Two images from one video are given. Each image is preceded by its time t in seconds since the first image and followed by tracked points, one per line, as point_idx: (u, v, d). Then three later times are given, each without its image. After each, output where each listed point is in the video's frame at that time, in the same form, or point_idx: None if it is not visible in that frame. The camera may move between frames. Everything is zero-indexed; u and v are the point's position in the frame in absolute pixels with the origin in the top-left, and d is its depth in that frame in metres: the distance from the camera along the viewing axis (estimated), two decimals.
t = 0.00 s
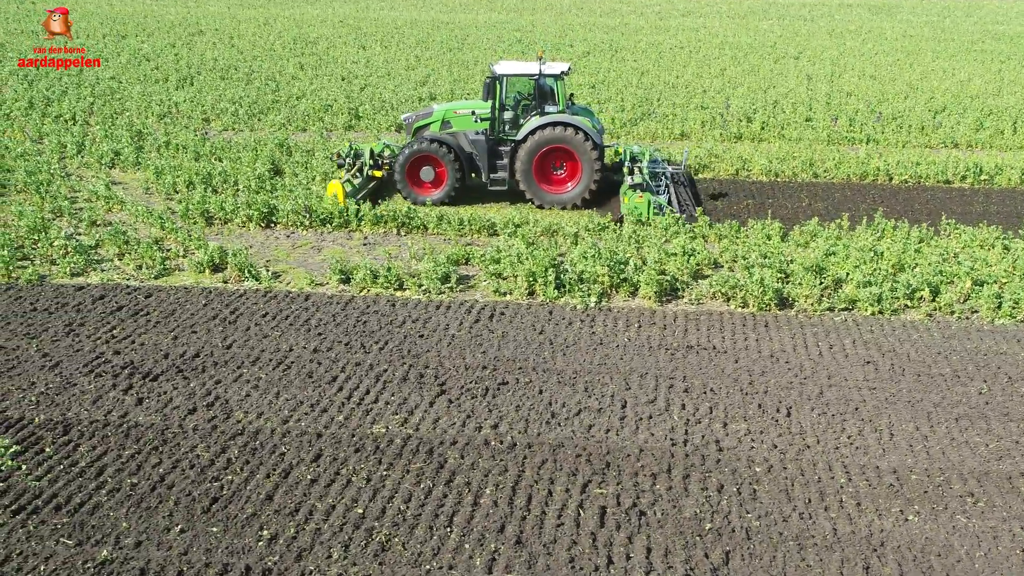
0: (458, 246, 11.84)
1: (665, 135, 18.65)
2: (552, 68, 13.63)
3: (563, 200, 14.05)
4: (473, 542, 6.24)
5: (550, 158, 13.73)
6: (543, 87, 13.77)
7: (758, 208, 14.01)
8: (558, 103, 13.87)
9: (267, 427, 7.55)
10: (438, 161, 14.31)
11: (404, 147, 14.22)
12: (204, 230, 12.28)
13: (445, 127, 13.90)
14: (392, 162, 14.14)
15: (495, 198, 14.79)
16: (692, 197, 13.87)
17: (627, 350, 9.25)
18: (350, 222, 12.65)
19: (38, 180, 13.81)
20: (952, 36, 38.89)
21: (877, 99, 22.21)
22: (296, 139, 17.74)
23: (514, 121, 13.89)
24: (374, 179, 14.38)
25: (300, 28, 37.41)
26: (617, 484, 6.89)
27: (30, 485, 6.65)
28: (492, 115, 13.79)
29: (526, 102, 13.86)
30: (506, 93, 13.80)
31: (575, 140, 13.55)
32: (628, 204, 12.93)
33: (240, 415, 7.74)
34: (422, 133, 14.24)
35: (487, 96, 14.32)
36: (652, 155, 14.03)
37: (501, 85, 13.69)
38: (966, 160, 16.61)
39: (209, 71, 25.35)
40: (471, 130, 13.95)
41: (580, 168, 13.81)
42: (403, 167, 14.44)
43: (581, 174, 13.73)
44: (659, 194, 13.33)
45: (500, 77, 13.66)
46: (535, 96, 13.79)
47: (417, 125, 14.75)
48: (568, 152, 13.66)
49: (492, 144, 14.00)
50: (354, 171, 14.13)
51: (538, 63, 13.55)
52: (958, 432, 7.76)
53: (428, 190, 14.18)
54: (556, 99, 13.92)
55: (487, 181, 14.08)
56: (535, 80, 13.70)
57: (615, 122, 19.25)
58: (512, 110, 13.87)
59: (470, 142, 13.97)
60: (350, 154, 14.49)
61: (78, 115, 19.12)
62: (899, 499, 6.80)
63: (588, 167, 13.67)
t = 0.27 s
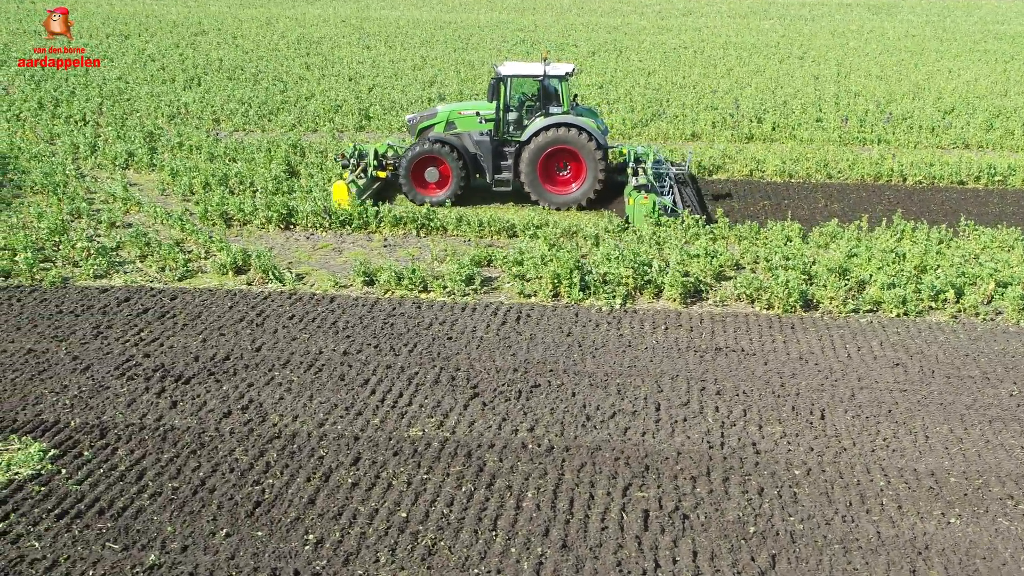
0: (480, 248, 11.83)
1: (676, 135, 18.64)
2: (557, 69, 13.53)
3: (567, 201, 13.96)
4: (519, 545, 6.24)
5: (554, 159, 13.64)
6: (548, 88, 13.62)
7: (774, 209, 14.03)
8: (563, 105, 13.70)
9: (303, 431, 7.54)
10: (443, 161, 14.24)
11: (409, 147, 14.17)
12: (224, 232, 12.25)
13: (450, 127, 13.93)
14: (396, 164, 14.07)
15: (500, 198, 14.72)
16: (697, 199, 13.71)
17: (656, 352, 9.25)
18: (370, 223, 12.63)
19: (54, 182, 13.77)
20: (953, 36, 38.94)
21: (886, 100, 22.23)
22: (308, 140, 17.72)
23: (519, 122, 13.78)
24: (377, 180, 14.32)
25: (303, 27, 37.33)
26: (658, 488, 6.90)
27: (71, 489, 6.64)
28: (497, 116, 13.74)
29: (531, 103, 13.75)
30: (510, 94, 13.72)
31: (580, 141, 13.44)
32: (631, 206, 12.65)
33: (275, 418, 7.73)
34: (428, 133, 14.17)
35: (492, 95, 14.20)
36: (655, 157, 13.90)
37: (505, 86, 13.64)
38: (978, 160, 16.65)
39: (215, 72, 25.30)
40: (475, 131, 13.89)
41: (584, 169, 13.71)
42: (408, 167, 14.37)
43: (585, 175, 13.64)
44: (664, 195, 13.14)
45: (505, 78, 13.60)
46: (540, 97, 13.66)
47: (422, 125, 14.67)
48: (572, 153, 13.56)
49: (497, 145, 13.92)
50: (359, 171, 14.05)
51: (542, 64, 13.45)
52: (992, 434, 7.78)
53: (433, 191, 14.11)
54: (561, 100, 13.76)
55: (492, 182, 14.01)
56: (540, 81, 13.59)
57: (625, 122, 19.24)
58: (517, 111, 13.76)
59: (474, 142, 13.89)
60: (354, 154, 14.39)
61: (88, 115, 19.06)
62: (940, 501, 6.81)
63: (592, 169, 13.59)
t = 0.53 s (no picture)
0: (501, 249, 11.80)
1: (686, 135, 18.63)
2: (560, 70, 13.49)
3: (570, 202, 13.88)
4: (563, 548, 6.24)
5: (558, 160, 13.56)
6: (551, 89, 13.60)
7: (790, 209, 14.04)
8: (566, 106, 13.65)
9: (338, 434, 7.52)
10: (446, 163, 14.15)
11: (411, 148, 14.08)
12: (243, 233, 12.21)
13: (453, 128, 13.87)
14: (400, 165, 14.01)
15: (502, 199, 14.62)
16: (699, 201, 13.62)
17: (684, 353, 9.25)
18: (388, 225, 12.59)
19: (69, 183, 13.71)
20: (953, 36, 39.03)
21: (893, 100, 22.27)
22: (318, 141, 17.67)
23: (521, 123, 13.72)
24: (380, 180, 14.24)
25: (304, 27, 37.24)
26: (698, 490, 6.90)
27: (111, 493, 6.62)
28: (500, 117, 13.66)
29: (533, 104, 13.69)
30: (513, 95, 13.67)
31: (583, 142, 13.39)
32: (636, 207, 12.54)
33: (309, 421, 7.71)
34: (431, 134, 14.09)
35: (494, 98, 14.16)
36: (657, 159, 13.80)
37: (508, 87, 13.59)
38: (990, 161, 16.69)
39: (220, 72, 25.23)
40: (478, 131, 13.78)
41: (587, 170, 13.65)
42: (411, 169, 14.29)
43: (589, 176, 13.58)
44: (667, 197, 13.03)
45: (507, 79, 13.56)
46: (543, 97, 13.62)
47: (424, 127, 14.60)
48: (575, 154, 13.49)
49: (500, 146, 13.84)
50: (362, 172, 13.97)
51: (545, 65, 13.42)
52: None
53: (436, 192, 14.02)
54: (563, 101, 13.70)
55: (495, 183, 13.92)
56: (543, 82, 13.54)
57: (635, 122, 19.23)
58: (520, 112, 13.71)
59: (477, 143, 13.79)
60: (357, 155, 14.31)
61: (97, 116, 18.99)
62: (979, 503, 6.83)
63: (595, 169, 13.53)
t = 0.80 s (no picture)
0: (522, 250, 11.79)
1: (697, 135, 18.63)
2: (563, 71, 13.42)
3: (573, 204, 13.77)
4: (608, 551, 6.24)
5: (561, 161, 13.47)
6: (554, 91, 13.51)
7: (806, 210, 14.05)
8: (569, 107, 13.57)
9: (374, 437, 7.51)
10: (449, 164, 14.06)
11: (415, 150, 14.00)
12: (262, 235, 12.17)
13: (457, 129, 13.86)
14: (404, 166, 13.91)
15: (506, 201, 14.51)
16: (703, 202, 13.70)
17: (712, 355, 9.25)
18: (406, 226, 12.56)
19: (84, 185, 13.67)
20: (954, 36, 39.14)
21: (900, 101, 22.31)
22: (330, 142, 17.63)
23: (524, 125, 13.64)
24: (383, 182, 14.11)
25: (306, 27, 37.17)
26: (737, 493, 6.91)
27: (151, 497, 6.60)
28: (503, 118, 13.59)
29: (537, 105, 13.62)
30: (516, 96, 13.59)
31: (586, 142, 13.29)
32: (639, 208, 12.62)
33: (344, 424, 7.69)
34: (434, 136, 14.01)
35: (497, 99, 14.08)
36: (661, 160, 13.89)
37: (511, 88, 13.52)
38: (1002, 162, 16.73)
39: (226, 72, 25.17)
40: (482, 132, 13.71)
41: (591, 171, 13.54)
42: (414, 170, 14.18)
43: (592, 177, 13.47)
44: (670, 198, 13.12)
45: (511, 80, 13.50)
46: (546, 99, 13.54)
47: (428, 128, 14.51)
48: (579, 155, 13.40)
49: (504, 147, 13.74)
50: (364, 173, 13.84)
51: (548, 66, 13.35)
52: None
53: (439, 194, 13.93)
54: (566, 103, 13.62)
55: (498, 184, 13.82)
56: (546, 83, 13.47)
57: (645, 123, 19.22)
58: (523, 113, 13.62)
59: (481, 144, 13.69)
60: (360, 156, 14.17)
61: (107, 117, 18.93)
62: (1018, 506, 6.85)
63: (598, 170, 13.42)
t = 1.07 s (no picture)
0: (545, 251, 11.76)
1: (710, 136, 18.61)
2: (569, 72, 13.29)
3: (580, 204, 13.67)
4: (654, 553, 6.22)
5: (567, 161, 13.38)
6: (560, 91, 13.39)
7: (825, 211, 14.05)
8: (575, 107, 13.43)
9: (411, 438, 7.48)
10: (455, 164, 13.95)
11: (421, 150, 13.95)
12: (284, 236, 12.14)
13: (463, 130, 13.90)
14: (410, 166, 13.81)
15: (512, 202, 14.42)
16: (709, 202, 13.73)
17: (742, 356, 9.24)
18: (428, 227, 12.53)
19: (103, 185, 13.64)
20: (959, 37, 39.17)
21: (910, 102, 22.32)
22: (344, 142, 17.61)
23: (531, 125, 13.53)
24: (389, 182, 14.02)
25: (311, 27, 37.13)
26: (779, 494, 6.90)
27: (193, 498, 6.58)
28: (509, 119, 13.49)
29: (543, 105, 13.49)
30: (522, 97, 13.47)
31: (592, 143, 13.19)
32: (647, 208, 12.63)
33: (380, 425, 7.67)
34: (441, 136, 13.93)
35: (503, 99, 13.97)
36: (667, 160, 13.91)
37: (517, 88, 13.40)
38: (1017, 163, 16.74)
39: (235, 72, 25.13)
40: (488, 133, 13.67)
41: (597, 171, 13.45)
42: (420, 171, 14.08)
43: (599, 178, 13.38)
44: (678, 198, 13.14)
45: (517, 80, 13.38)
46: (552, 99, 13.42)
47: (434, 128, 14.41)
48: (585, 155, 13.30)
49: (510, 147, 13.64)
50: (370, 173, 13.75)
51: (555, 66, 13.22)
52: None
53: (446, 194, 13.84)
54: (573, 103, 13.49)
55: (504, 185, 13.71)
56: (552, 83, 13.34)
57: (658, 123, 19.20)
58: (529, 114, 13.50)
59: (487, 144, 13.61)
60: (366, 155, 14.07)
61: (119, 118, 18.89)
62: None
63: (605, 171, 13.33)
